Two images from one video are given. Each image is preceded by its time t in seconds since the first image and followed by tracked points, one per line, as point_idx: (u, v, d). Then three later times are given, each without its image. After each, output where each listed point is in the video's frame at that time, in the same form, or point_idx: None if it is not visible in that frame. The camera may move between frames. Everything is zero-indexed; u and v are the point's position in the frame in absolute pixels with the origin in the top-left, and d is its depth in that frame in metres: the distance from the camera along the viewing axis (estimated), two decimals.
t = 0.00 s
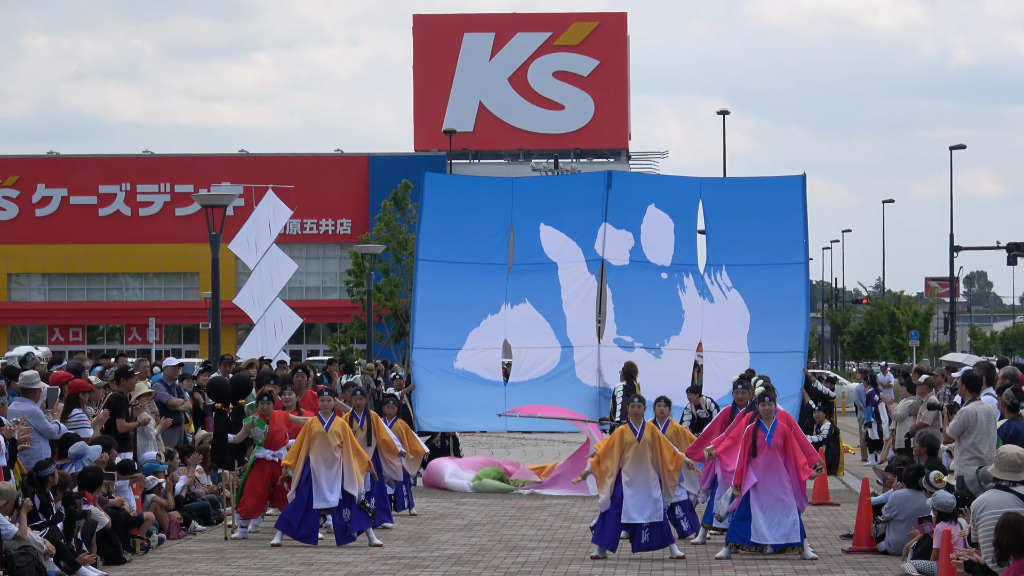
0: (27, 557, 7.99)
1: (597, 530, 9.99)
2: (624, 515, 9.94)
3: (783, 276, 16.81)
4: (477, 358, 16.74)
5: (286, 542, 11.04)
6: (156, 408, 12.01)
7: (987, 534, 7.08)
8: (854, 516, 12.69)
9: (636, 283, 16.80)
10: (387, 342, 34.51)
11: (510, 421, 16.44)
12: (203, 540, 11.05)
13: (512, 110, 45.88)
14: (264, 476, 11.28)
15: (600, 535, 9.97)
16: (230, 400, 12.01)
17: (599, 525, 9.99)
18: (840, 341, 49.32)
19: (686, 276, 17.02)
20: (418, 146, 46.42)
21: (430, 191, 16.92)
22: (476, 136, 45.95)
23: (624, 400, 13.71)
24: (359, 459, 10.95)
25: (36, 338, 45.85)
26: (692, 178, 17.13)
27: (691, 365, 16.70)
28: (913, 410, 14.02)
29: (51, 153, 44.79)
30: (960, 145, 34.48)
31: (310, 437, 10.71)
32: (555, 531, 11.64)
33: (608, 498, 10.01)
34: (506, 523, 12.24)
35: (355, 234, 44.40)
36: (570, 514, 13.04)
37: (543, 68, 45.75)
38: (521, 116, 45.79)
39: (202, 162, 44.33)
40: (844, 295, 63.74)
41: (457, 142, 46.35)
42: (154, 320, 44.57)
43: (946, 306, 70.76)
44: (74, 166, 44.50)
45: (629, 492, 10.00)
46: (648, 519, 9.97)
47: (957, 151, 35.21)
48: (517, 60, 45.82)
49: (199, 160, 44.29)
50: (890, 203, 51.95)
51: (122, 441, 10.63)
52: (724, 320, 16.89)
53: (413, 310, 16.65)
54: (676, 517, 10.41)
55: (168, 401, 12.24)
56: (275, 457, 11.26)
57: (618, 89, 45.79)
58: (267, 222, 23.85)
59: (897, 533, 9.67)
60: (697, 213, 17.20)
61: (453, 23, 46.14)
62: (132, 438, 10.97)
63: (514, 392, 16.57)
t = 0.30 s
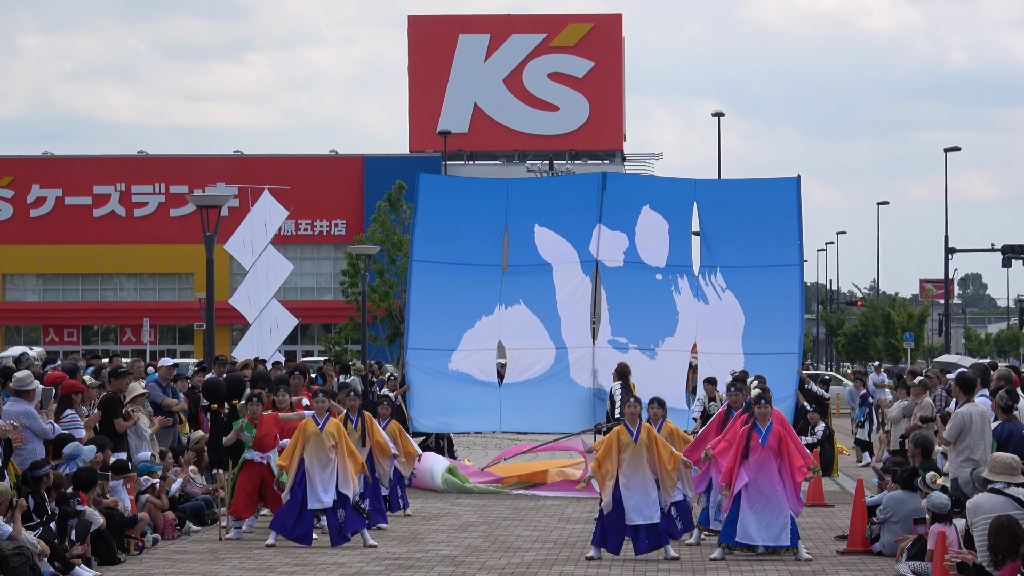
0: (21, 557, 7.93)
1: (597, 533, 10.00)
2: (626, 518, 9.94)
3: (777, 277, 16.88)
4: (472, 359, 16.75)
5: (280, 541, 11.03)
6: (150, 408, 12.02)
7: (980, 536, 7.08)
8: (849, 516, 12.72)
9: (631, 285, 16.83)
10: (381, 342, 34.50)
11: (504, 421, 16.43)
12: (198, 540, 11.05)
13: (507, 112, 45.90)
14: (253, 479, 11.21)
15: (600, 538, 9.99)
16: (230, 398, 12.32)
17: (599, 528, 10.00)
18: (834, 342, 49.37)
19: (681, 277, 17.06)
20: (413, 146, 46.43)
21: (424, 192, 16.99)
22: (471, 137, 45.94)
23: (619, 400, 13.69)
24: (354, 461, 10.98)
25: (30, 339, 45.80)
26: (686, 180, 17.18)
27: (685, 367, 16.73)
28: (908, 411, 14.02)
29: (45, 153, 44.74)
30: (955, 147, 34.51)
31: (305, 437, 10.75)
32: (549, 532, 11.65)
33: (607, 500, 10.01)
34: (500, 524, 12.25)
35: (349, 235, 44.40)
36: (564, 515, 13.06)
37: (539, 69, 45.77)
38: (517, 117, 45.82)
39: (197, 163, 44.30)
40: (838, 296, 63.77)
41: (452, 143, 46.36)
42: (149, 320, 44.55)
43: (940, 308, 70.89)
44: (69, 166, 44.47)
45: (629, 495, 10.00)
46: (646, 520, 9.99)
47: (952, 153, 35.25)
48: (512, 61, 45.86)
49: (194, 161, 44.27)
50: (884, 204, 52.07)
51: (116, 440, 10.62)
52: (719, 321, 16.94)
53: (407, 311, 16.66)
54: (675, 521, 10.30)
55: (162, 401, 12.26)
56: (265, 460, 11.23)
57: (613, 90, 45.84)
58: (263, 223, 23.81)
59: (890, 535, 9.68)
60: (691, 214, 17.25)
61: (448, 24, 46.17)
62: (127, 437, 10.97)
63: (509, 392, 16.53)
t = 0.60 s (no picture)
0: (16, 556, 7.93)
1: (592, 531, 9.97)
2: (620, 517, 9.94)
3: (773, 277, 16.86)
4: (468, 358, 16.73)
5: (275, 542, 11.03)
6: (145, 407, 11.99)
7: (972, 537, 7.10)
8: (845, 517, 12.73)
9: (627, 286, 16.82)
10: (377, 342, 34.50)
11: (500, 422, 16.48)
12: (193, 540, 11.03)
13: (502, 111, 45.89)
14: (247, 478, 11.27)
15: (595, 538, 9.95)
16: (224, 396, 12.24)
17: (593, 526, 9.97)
18: (830, 342, 49.42)
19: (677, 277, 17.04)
20: (409, 145, 46.41)
21: (419, 191, 16.93)
22: (467, 136, 45.93)
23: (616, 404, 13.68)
24: (349, 461, 10.97)
25: (26, 338, 45.74)
26: (682, 180, 17.16)
27: (681, 367, 16.73)
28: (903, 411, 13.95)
29: (41, 152, 44.68)
30: (950, 147, 34.57)
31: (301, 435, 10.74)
32: (544, 532, 11.65)
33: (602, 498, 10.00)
34: (495, 524, 12.23)
35: (345, 234, 44.37)
36: (559, 514, 13.04)
37: (534, 68, 45.77)
38: (513, 116, 45.81)
39: (193, 162, 44.25)
40: (833, 296, 63.85)
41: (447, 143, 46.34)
42: (144, 319, 44.49)
43: (936, 308, 71.05)
44: (64, 166, 44.41)
45: (623, 494, 10.00)
46: (642, 521, 10.00)
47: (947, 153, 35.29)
48: (508, 60, 45.84)
49: (189, 160, 44.22)
50: (880, 204, 52.17)
51: (111, 439, 10.59)
52: (715, 321, 16.92)
53: (403, 310, 16.65)
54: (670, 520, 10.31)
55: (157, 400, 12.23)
56: (258, 459, 11.27)
57: (609, 90, 45.83)
58: (260, 222, 23.75)
59: (887, 534, 9.67)
60: (688, 214, 17.23)
61: (444, 23, 46.16)
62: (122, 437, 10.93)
63: (504, 393, 16.58)
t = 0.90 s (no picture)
0: (12, 554, 7.94)
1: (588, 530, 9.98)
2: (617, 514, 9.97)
3: (772, 276, 16.81)
4: (463, 357, 16.75)
5: (270, 540, 11.05)
6: (140, 405, 11.98)
7: (967, 537, 7.10)
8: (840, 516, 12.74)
9: (623, 284, 16.83)
10: (372, 340, 34.51)
11: (495, 421, 16.51)
12: (187, 538, 11.02)
13: (498, 109, 45.88)
14: (249, 472, 11.28)
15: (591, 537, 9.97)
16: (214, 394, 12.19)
17: (589, 525, 9.98)
18: (825, 341, 49.46)
19: (673, 276, 17.05)
20: (404, 144, 46.40)
21: (415, 189, 16.99)
22: (462, 135, 45.93)
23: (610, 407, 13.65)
24: (344, 459, 10.97)
25: (21, 335, 45.69)
26: (678, 179, 17.17)
27: (677, 366, 16.75)
28: (897, 410, 14.02)
29: (36, 150, 44.62)
30: (945, 147, 34.63)
31: (295, 433, 10.74)
32: (539, 530, 11.67)
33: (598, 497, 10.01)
34: (491, 522, 12.25)
35: (340, 233, 44.38)
36: (554, 513, 13.06)
37: (530, 67, 45.77)
38: (508, 115, 45.81)
39: (188, 160, 44.22)
40: (829, 295, 63.90)
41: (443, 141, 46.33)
42: (139, 317, 44.45)
43: (931, 307, 71.18)
44: (60, 163, 44.35)
45: (618, 492, 10.01)
46: (636, 520, 9.99)
47: (942, 152, 35.35)
48: (503, 59, 45.84)
49: (185, 159, 44.19)
50: (877, 204, 52.22)
51: (106, 437, 10.60)
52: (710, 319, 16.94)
53: (398, 308, 16.69)
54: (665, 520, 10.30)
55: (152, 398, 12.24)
56: (258, 454, 11.28)
57: (604, 89, 45.84)
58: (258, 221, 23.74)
59: (881, 533, 9.62)
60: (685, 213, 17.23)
61: (439, 22, 46.15)
62: (118, 435, 10.92)
63: (499, 391, 16.61)
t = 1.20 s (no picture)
0: (8, 551, 7.96)
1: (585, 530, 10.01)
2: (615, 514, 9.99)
3: (766, 274, 16.92)
4: (459, 354, 16.77)
5: (267, 537, 11.08)
6: (136, 403, 12.01)
7: (964, 536, 7.10)
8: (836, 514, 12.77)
9: (618, 282, 16.85)
10: (369, 338, 34.52)
11: (492, 419, 16.53)
12: (183, 535, 11.03)
13: (495, 107, 45.90)
14: (248, 473, 11.21)
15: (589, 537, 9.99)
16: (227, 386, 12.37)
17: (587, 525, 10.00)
18: (822, 339, 49.53)
19: (668, 273, 17.10)
20: (401, 141, 46.40)
21: (411, 186, 16.97)
22: (459, 133, 45.94)
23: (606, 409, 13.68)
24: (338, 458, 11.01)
25: (17, 333, 45.69)
26: (673, 177, 17.20)
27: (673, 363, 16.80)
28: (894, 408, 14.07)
29: (33, 147, 44.60)
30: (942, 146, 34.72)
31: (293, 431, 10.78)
32: (536, 528, 11.68)
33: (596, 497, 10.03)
34: (487, 520, 12.26)
35: (337, 230, 44.39)
36: (550, 510, 13.07)
37: (527, 65, 45.79)
38: (505, 113, 45.83)
39: (185, 157, 44.19)
40: (825, 293, 63.97)
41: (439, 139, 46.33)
42: (135, 315, 44.46)
43: (927, 305, 71.33)
44: (56, 161, 44.32)
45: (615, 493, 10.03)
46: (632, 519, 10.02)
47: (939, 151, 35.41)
48: (500, 57, 45.87)
49: (181, 156, 44.16)
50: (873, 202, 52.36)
51: (101, 434, 10.60)
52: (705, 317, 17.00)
53: (394, 305, 16.67)
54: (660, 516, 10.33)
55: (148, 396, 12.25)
56: (260, 450, 11.25)
57: (601, 87, 45.88)
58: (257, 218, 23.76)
59: (877, 531, 9.63)
60: (679, 210, 17.27)
61: (435, 20, 46.15)
62: (114, 432, 10.95)
63: (495, 389, 16.64)
